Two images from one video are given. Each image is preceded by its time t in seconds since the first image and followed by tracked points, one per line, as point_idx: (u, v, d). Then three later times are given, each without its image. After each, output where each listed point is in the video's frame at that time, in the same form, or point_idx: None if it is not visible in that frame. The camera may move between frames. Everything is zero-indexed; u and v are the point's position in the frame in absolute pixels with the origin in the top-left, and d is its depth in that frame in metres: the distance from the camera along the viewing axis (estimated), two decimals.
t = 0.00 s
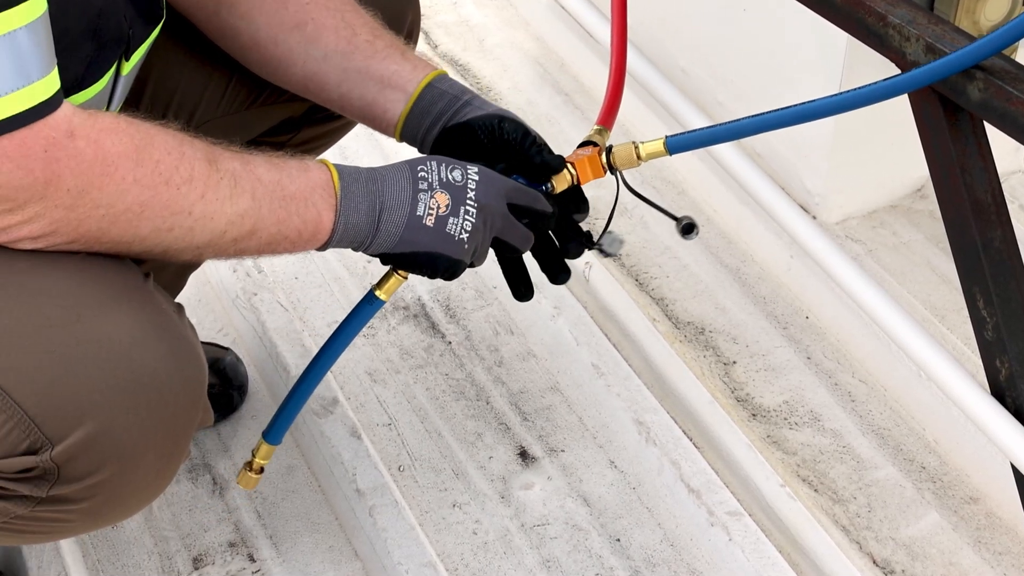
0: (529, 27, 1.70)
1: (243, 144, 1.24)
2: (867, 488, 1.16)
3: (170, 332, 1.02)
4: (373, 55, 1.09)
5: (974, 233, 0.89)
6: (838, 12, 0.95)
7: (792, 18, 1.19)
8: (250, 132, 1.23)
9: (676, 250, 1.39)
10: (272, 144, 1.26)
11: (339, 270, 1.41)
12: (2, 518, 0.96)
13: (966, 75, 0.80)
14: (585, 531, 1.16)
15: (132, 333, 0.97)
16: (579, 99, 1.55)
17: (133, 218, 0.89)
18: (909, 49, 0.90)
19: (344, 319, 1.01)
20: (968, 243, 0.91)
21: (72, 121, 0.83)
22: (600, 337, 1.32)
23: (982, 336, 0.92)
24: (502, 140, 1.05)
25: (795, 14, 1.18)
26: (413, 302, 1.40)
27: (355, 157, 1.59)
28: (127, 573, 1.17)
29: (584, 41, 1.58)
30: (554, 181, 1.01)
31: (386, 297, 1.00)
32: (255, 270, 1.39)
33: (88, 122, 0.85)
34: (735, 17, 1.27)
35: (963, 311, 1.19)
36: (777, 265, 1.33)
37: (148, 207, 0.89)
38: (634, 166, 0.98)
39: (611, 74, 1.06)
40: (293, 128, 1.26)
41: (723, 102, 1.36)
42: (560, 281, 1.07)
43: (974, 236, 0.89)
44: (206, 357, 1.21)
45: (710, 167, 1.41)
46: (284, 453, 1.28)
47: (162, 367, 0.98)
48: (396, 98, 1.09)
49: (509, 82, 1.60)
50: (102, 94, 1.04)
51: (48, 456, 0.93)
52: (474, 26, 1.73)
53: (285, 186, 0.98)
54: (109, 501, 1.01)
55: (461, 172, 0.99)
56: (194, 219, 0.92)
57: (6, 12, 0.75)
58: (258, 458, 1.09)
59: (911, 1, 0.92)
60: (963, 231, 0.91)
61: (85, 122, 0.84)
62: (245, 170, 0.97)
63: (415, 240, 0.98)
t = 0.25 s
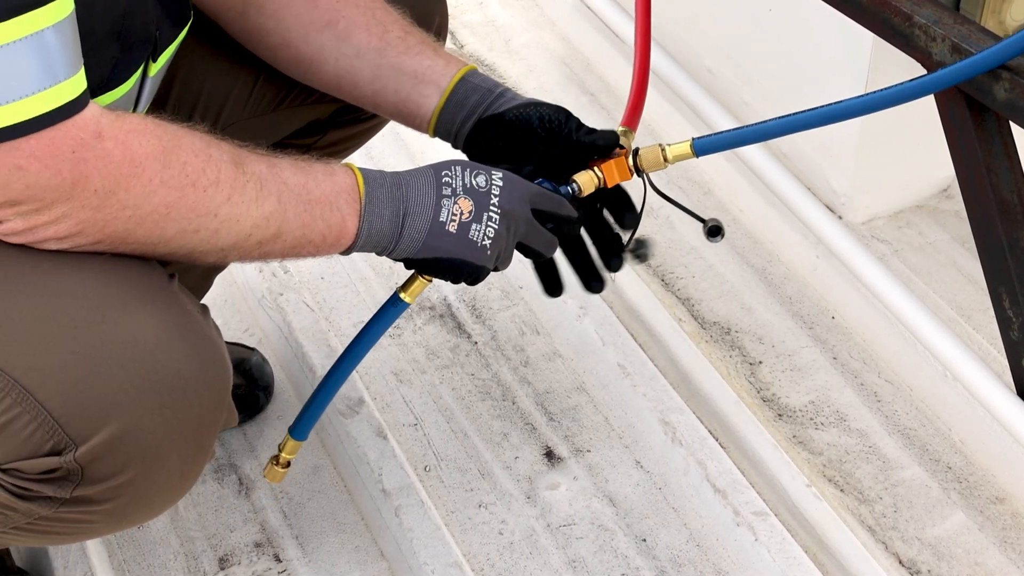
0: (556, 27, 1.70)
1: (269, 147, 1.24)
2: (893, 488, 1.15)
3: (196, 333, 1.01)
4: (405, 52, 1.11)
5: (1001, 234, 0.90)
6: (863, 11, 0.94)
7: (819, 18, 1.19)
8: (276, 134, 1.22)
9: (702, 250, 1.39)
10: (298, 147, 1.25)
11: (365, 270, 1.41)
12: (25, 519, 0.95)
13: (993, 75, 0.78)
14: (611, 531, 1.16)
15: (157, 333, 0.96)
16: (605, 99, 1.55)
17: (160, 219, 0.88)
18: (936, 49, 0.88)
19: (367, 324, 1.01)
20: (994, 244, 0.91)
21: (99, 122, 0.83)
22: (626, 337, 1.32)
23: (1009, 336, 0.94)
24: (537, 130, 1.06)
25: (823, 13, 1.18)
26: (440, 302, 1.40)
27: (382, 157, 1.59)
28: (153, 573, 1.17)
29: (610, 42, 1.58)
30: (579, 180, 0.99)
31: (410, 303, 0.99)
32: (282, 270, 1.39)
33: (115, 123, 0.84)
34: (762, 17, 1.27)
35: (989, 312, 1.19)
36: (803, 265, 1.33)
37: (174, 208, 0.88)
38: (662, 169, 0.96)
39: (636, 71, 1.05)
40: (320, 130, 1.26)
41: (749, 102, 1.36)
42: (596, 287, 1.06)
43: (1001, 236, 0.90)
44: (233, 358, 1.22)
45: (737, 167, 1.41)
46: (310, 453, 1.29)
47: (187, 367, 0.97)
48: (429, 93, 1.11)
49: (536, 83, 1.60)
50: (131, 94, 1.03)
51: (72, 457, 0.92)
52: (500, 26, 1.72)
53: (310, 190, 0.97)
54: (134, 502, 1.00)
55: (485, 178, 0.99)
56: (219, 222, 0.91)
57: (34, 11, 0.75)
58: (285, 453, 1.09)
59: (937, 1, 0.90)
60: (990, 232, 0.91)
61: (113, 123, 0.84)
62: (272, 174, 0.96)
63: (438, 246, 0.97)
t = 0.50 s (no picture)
0: (580, 27, 1.70)
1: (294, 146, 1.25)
2: (918, 488, 1.15)
3: (226, 334, 1.00)
4: (435, 51, 1.13)
5: None
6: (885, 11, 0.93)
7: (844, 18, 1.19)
8: (302, 133, 1.23)
9: (727, 250, 1.39)
10: (323, 147, 1.26)
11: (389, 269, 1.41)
12: (58, 520, 0.95)
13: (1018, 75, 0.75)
14: (636, 531, 1.16)
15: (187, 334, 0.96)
16: (630, 99, 1.55)
17: (190, 223, 0.88)
18: (960, 50, 0.84)
19: (389, 315, 1.00)
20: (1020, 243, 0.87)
21: (130, 124, 0.83)
22: (651, 337, 1.32)
23: None
24: (565, 132, 1.07)
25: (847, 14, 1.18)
26: (464, 302, 1.40)
27: (406, 158, 1.59)
28: (178, 573, 1.18)
29: (635, 41, 1.58)
30: (607, 180, 0.99)
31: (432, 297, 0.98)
32: (306, 270, 1.39)
33: (145, 126, 0.84)
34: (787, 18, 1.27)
35: (1014, 312, 1.19)
36: (828, 265, 1.33)
37: (204, 212, 0.88)
38: (688, 169, 0.93)
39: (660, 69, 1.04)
40: (346, 129, 1.26)
41: (774, 102, 1.36)
42: (620, 281, 1.04)
43: None
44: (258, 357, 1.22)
45: (762, 167, 1.41)
46: (335, 453, 1.28)
47: (216, 369, 0.96)
48: (459, 92, 1.12)
49: (560, 83, 1.60)
50: (158, 94, 1.04)
51: (104, 459, 0.92)
52: (525, 26, 1.72)
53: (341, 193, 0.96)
54: (165, 502, 0.99)
55: (518, 182, 0.98)
56: (249, 225, 0.90)
57: (65, 12, 0.75)
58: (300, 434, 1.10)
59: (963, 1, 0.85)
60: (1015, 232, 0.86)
61: (142, 126, 0.84)
62: (302, 176, 0.95)
63: (468, 251, 0.98)
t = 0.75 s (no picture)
0: (603, 27, 1.70)
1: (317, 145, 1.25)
2: (941, 488, 1.15)
3: (253, 339, 1.00)
4: (459, 51, 1.11)
5: None
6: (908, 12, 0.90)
7: (866, 19, 1.19)
8: (326, 133, 1.23)
9: (750, 250, 1.38)
10: (347, 146, 1.26)
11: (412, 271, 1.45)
12: (84, 523, 0.95)
13: None
14: (659, 531, 1.16)
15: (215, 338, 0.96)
16: (652, 99, 1.56)
17: (222, 231, 0.89)
18: (983, 50, 0.83)
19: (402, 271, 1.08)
20: None
21: (162, 130, 0.83)
22: (674, 337, 1.32)
23: None
24: (587, 132, 1.06)
25: (869, 14, 1.18)
26: (487, 302, 1.40)
27: (428, 157, 1.59)
28: (201, 573, 1.18)
29: (658, 41, 1.58)
30: (635, 173, 1.00)
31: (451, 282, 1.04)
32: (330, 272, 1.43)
33: (177, 133, 0.85)
34: (810, 18, 1.28)
35: None
36: (851, 265, 1.33)
37: (237, 223, 0.88)
38: (717, 161, 0.94)
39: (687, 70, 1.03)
40: (370, 129, 1.26)
41: (797, 102, 1.36)
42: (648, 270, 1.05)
43: None
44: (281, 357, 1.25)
45: (785, 168, 1.41)
46: (357, 453, 1.28)
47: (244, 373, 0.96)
48: (483, 92, 1.11)
49: (583, 83, 1.61)
50: (182, 95, 1.03)
51: (131, 462, 0.92)
52: (548, 26, 1.74)
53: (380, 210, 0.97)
54: (192, 504, 0.99)
55: (565, 217, 1.00)
56: (283, 238, 0.91)
57: (98, 14, 0.75)
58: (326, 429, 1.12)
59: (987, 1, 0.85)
60: None
61: (175, 131, 0.84)
62: (340, 191, 0.95)
63: (502, 273, 1.02)
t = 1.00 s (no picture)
0: (624, 26, 1.71)
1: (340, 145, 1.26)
2: (962, 488, 1.15)
3: (277, 340, 0.99)
4: (488, 46, 1.13)
5: None
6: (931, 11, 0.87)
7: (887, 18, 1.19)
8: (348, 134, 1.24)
9: (771, 250, 1.39)
10: (370, 146, 1.27)
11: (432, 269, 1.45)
12: (106, 523, 0.94)
13: None
14: (680, 531, 1.16)
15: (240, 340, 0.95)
16: (673, 99, 1.56)
17: (253, 232, 0.88)
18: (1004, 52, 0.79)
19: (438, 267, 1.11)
20: None
21: (192, 131, 0.83)
22: (695, 337, 1.31)
23: None
24: (614, 119, 1.08)
25: (890, 13, 1.19)
26: (509, 302, 1.40)
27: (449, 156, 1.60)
28: (222, 573, 1.18)
29: (679, 41, 1.59)
30: (664, 159, 0.99)
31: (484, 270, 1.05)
32: (350, 271, 1.44)
33: (207, 133, 0.84)
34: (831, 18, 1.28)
35: None
36: (872, 265, 1.33)
37: (267, 224, 0.88)
38: (744, 143, 0.97)
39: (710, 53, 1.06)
40: (392, 129, 1.27)
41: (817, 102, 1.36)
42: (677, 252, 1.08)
43: None
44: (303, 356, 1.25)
45: (806, 167, 1.41)
46: (378, 453, 1.28)
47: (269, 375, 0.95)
48: (513, 86, 1.13)
49: (604, 82, 1.62)
50: (204, 97, 1.03)
51: (154, 462, 0.91)
52: (568, 26, 1.74)
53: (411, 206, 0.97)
54: (214, 505, 0.98)
55: (599, 206, 1.01)
56: (314, 237, 0.91)
57: (125, 16, 0.75)
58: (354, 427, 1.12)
59: None
60: None
61: (205, 134, 0.84)
62: (372, 188, 0.95)
63: (539, 266, 1.03)
